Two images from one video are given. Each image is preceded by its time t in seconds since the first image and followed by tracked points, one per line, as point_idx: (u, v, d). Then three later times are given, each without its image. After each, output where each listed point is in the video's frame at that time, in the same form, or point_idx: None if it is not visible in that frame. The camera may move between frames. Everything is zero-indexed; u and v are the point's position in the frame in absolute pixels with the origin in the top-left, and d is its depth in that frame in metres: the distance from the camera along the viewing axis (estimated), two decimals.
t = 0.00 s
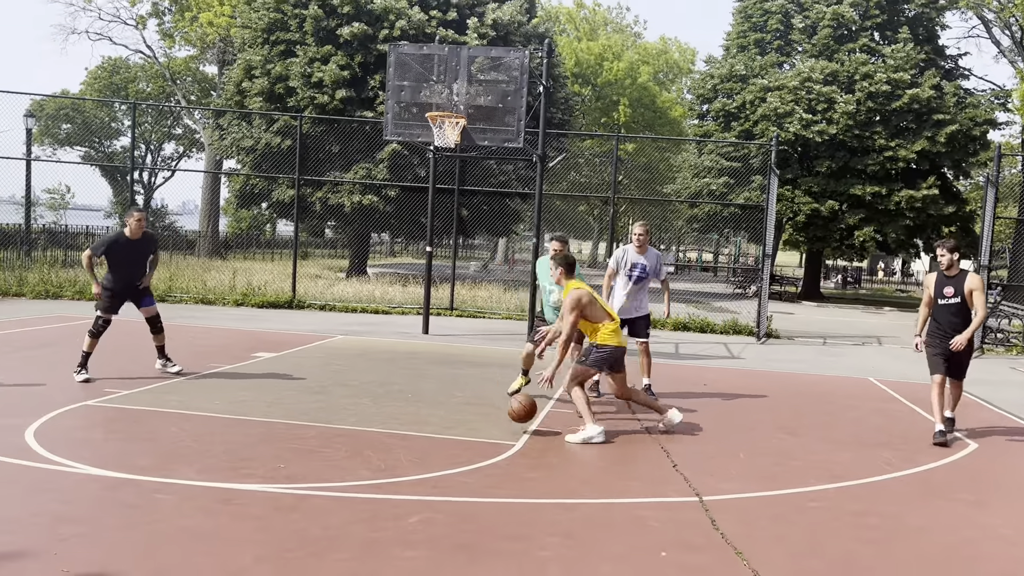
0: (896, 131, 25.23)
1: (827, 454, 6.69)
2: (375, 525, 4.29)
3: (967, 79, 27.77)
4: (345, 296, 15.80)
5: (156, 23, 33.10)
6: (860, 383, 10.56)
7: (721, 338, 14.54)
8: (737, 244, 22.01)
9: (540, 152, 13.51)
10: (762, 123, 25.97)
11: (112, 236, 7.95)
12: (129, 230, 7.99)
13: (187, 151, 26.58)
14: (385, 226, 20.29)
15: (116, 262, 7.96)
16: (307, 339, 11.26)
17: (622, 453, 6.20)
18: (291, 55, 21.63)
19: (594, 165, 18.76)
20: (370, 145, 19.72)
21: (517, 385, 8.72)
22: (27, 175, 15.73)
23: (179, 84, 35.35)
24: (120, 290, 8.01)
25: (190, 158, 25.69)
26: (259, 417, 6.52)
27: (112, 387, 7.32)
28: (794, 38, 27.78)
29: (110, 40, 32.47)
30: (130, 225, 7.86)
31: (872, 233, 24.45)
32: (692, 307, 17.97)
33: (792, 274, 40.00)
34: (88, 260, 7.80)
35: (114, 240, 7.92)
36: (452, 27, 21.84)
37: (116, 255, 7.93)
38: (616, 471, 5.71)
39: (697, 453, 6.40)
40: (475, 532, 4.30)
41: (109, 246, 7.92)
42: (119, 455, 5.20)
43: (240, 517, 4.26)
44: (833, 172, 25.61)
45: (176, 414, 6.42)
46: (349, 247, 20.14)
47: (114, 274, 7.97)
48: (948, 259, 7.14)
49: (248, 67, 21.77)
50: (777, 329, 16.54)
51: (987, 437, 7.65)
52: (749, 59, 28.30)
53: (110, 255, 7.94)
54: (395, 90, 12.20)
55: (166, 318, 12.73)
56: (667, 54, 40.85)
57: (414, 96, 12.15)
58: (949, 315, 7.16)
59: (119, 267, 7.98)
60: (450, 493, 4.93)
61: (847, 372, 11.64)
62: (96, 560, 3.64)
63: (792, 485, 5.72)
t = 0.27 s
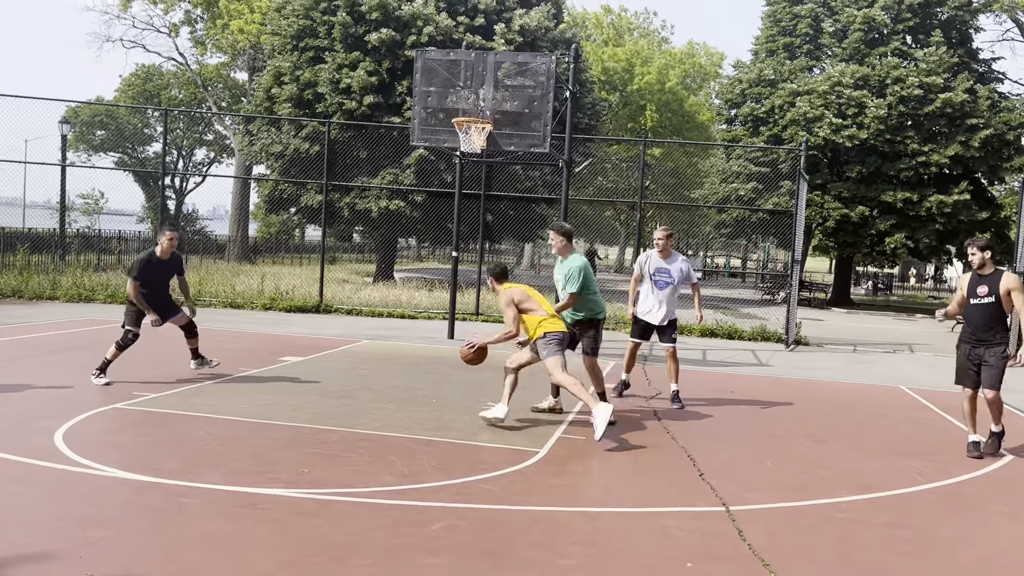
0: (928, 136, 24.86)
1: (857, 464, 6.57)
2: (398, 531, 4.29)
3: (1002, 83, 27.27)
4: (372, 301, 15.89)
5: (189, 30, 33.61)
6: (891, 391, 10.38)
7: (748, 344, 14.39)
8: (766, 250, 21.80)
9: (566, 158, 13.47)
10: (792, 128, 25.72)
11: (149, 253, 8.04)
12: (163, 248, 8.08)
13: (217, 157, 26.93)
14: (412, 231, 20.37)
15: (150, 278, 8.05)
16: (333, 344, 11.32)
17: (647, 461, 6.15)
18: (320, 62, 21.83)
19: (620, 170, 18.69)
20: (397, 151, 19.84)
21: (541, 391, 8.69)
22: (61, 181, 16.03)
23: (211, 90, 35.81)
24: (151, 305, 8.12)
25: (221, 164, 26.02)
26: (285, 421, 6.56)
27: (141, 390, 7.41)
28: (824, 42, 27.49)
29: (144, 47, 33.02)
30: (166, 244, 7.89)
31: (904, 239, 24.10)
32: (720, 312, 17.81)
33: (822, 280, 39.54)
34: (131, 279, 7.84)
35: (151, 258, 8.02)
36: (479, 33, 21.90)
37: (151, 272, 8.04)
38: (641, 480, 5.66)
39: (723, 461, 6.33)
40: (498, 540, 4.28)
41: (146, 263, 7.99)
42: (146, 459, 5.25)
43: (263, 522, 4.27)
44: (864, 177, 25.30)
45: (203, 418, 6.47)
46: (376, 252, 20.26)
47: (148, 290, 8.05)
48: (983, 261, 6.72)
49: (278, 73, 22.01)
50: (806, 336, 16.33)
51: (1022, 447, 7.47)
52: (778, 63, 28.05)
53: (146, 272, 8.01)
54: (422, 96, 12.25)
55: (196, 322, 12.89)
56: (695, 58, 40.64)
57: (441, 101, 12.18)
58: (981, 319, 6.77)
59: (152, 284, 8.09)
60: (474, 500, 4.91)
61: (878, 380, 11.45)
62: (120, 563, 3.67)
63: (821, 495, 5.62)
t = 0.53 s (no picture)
0: (959, 141, 24.46)
1: (884, 475, 6.44)
2: (415, 540, 4.26)
3: None
4: (396, 306, 15.93)
5: (218, 37, 34.05)
6: (921, 401, 10.18)
7: (775, 352, 14.22)
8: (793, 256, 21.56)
9: (590, 163, 13.41)
10: (820, 133, 25.43)
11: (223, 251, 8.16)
12: (237, 244, 8.21)
13: (245, 162, 27.23)
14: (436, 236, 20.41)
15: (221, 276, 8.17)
16: (356, 349, 11.36)
17: (669, 471, 6.07)
18: (346, 68, 21.98)
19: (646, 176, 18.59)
20: (422, 156, 19.92)
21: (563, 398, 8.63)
22: (92, 187, 16.29)
23: (239, 97, 36.20)
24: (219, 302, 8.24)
25: (248, 169, 26.28)
26: (306, 426, 6.57)
27: (165, 395, 7.48)
28: (853, 46, 27.18)
29: (174, 55, 33.46)
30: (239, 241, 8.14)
31: (935, 245, 23.71)
32: (745, 319, 17.63)
33: (851, 286, 39.05)
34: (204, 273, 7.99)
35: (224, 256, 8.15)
36: (504, 38, 21.93)
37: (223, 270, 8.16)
38: (662, 490, 5.59)
39: (748, 472, 6.22)
40: (515, 550, 4.24)
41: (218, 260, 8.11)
42: (168, 464, 5.28)
43: (281, 529, 4.27)
44: (893, 182, 24.96)
45: (225, 422, 6.51)
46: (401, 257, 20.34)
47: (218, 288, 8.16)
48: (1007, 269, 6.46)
49: (304, 79, 22.22)
50: (834, 344, 16.11)
51: None
52: (806, 67, 27.79)
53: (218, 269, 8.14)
54: (445, 102, 12.28)
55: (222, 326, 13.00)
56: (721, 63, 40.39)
57: (464, 107, 12.20)
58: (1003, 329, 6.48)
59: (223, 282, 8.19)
60: (492, 509, 4.87)
61: (908, 389, 11.24)
62: (138, 569, 3.68)
63: (847, 507, 5.51)
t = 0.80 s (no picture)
0: (989, 146, 24.09)
1: (908, 486, 6.33)
2: (430, 547, 4.25)
3: None
4: (417, 312, 15.98)
5: (244, 46, 34.46)
6: (948, 410, 10.01)
7: (799, 359, 14.06)
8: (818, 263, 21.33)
9: (611, 169, 13.37)
10: (845, 139, 25.18)
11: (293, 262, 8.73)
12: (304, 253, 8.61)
13: (270, 169, 27.49)
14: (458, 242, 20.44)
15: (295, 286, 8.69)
16: (377, 354, 11.39)
17: (687, 479, 6.01)
18: (369, 75, 22.14)
19: (668, 182, 18.52)
20: (444, 162, 20.00)
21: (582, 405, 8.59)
22: (120, 194, 16.54)
23: (265, 104, 36.60)
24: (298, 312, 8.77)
25: (273, 175, 26.53)
26: (324, 431, 6.60)
27: (187, 399, 7.55)
28: (879, 51, 26.91)
29: (202, 63, 33.91)
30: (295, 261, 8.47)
31: (964, 252, 23.37)
32: (769, 326, 17.46)
33: (878, 294, 38.57)
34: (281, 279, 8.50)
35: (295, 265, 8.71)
36: (526, 45, 21.97)
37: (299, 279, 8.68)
38: (680, 499, 5.53)
39: (768, 481, 6.15)
40: (530, 558, 4.21)
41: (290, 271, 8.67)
42: (187, 468, 5.33)
43: (296, 534, 4.28)
44: (921, 188, 24.65)
45: (244, 427, 6.55)
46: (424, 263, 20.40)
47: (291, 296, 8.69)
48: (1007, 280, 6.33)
49: (329, 87, 22.42)
50: (859, 352, 15.91)
51: None
52: (831, 73, 27.55)
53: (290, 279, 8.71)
54: (466, 108, 12.27)
55: (245, 331, 13.11)
56: (746, 69, 40.16)
57: (485, 113, 12.22)
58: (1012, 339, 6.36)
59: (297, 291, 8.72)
60: (508, 516, 4.85)
61: (935, 398, 11.06)
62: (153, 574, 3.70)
63: (868, 518, 5.42)
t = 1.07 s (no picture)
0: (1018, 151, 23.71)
1: (933, 496, 6.22)
2: (445, 554, 4.24)
3: None
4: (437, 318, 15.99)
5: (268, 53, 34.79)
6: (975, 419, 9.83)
7: (822, 367, 13.90)
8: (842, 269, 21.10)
9: (632, 175, 13.31)
10: (870, 144, 24.92)
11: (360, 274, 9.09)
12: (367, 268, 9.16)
13: (292, 175, 27.70)
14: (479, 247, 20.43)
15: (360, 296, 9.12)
16: (397, 360, 11.43)
17: (706, 488, 5.95)
18: (391, 81, 22.26)
19: (689, 188, 18.41)
20: (465, 168, 20.03)
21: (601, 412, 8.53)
22: (145, 200, 16.72)
23: (288, 111, 36.90)
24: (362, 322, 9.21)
25: (296, 181, 26.72)
26: (342, 437, 6.61)
27: (208, 404, 7.61)
28: (904, 55, 26.63)
29: (226, 71, 34.27)
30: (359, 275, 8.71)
31: (991, 258, 23.00)
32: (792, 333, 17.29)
33: (903, 300, 38.09)
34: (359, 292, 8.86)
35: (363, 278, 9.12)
36: (547, 51, 21.98)
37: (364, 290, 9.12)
38: (699, 507, 5.47)
39: (788, 490, 6.06)
40: (545, 566, 4.18)
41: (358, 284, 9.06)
42: (205, 473, 5.35)
43: (312, 540, 4.29)
44: (947, 194, 24.35)
45: (264, 432, 6.58)
46: (444, 269, 20.42)
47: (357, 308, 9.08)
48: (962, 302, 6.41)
49: (351, 93, 22.56)
50: (883, 359, 15.70)
51: None
52: (855, 77, 27.30)
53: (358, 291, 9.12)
54: (486, 114, 12.28)
55: (267, 336, 13.21)
56: (768, 74, 39.92)
57: (505, 119, 12.22)
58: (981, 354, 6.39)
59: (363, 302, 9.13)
60: (524, 523, 4.82)
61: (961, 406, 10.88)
62: None
63: (891, 529, 5.33)
